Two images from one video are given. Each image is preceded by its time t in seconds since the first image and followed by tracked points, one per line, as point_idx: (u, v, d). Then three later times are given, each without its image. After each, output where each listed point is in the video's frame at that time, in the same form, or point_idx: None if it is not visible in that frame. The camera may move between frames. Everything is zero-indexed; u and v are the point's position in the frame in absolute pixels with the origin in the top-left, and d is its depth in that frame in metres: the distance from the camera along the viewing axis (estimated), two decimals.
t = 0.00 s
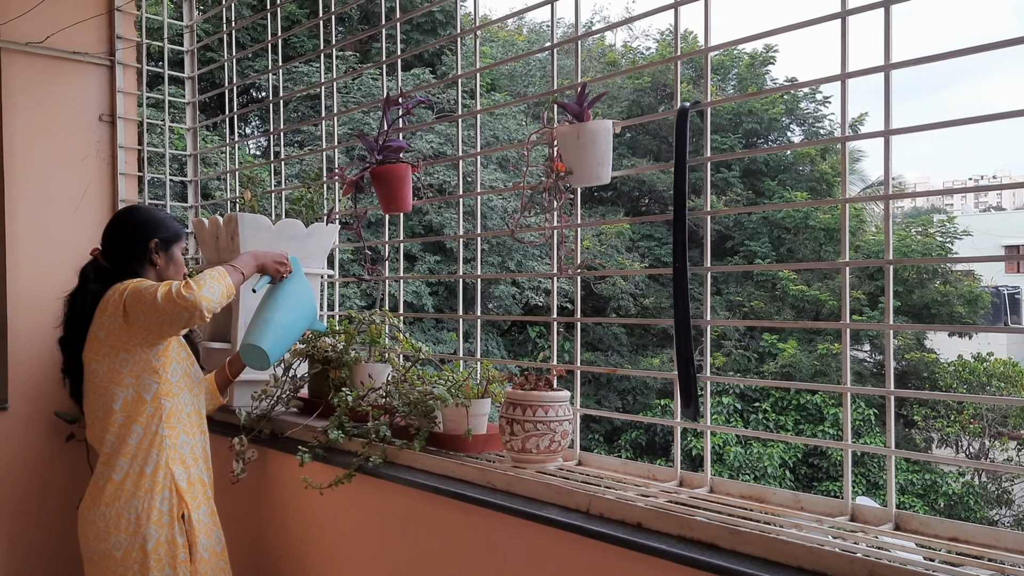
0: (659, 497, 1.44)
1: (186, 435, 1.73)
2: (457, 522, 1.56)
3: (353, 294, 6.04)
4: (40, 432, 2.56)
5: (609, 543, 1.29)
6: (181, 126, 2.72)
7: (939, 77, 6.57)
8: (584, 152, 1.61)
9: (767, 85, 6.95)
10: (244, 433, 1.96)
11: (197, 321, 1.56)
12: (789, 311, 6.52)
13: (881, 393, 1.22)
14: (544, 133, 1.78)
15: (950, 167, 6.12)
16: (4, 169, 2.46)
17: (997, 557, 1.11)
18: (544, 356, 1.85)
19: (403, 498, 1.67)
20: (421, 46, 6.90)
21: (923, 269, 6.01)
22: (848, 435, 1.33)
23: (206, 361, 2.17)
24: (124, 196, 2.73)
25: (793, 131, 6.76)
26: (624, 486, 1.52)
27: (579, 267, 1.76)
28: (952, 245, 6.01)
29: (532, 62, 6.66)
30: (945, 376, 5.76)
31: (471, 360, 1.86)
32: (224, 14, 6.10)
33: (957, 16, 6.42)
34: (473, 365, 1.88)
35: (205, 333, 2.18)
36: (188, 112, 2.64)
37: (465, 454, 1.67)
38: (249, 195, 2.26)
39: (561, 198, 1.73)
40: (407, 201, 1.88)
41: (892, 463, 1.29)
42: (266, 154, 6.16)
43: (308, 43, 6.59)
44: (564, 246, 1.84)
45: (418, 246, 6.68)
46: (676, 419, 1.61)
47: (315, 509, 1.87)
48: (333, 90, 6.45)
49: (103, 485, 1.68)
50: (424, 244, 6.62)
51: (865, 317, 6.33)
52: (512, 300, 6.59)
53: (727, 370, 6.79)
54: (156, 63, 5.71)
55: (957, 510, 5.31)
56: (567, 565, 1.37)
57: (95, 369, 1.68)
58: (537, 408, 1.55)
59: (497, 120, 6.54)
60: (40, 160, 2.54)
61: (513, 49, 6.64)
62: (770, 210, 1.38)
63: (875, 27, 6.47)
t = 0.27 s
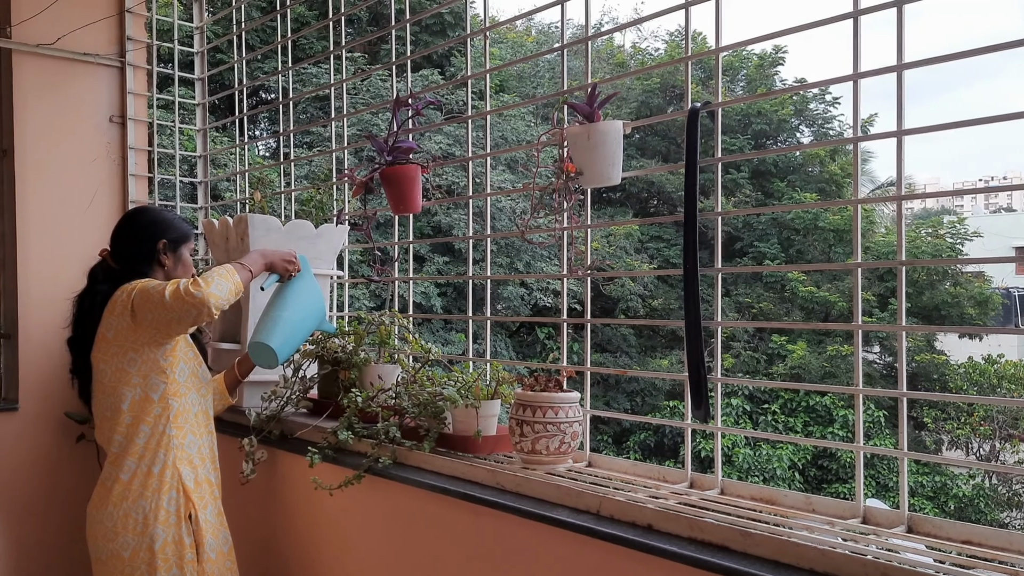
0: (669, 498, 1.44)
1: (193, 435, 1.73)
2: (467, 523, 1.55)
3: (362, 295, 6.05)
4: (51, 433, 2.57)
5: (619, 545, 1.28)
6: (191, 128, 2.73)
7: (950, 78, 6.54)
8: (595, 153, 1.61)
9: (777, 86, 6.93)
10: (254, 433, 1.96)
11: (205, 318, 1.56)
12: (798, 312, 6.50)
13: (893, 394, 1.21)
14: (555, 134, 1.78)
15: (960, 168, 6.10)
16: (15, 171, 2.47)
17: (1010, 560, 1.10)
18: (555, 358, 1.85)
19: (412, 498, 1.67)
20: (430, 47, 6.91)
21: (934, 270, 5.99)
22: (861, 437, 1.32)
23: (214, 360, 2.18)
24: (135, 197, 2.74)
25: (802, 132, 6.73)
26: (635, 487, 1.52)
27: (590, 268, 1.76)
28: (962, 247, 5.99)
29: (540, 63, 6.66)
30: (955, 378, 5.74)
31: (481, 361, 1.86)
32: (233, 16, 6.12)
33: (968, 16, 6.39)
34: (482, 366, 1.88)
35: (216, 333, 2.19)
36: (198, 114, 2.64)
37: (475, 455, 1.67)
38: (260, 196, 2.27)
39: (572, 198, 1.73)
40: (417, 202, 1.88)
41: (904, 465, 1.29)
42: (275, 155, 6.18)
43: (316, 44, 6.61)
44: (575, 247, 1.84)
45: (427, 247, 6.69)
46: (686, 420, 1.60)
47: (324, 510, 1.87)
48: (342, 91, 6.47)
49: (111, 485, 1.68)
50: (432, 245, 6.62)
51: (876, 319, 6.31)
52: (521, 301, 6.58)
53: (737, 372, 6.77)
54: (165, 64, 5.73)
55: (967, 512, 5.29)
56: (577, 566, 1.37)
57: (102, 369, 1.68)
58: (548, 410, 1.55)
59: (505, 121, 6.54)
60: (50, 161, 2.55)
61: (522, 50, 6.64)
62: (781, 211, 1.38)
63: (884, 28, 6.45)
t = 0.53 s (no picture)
0: (670, 500, 1.44)
1: (192, 439, 1.73)
2: (467, 525, 1.55)
3: (365, 296, 6.05)
4: (52, 434, 2.58)
5: (619, 547, 1.28)
6: (193, 128, 2.73)
7: (954, 79, 6.52)
8: (597, 154, 1.61)
9: (780, 87, 6.92)
10: (255, 434, 1.96)
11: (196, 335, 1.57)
12: (801, 314, 6.47)
13: (895, 396, 1.21)
14: (556, 135, 1.78)
15: (963, 169, 6.08)
16: (17, 172, 2.49)
17: (1011, 563, 1.10)
18: (556, 359, 1.84)
19: (412, 500, 1.67)
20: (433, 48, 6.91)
21: (937, 272, 5.97)
22: (862, 439, 1.32)
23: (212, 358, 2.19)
24: (137, 196, 2.75)
25: (806, 133, 6.74)
26: (635, 489, 1.52)
27: (591, 269, 1.75)
28: (966, 248, 5.97)
29: (543, 64, 6.66)
30: (958, 380, 5.72)
31: (482, 362, 1.86)
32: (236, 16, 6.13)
33: (972, 16, 6.37)
34: (483, 367, 1.88)
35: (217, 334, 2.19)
36: (200, 114, 2.65)
37: (476, 456, 1.67)
38: (261, 197, 2.27)
39: (573, 199, 1.73)
40: (418, 203, 1.88)
41: (905, 467, 1.28)
42: (278, 155, 6.19)
43: (320, 45, 6.62)
44: (576, 248, 1.84)
45: (430, 248, 6.68)
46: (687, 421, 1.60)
47: (325, 511, 1.87)
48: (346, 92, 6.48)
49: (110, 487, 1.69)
50: (435, 245, 6.62)
51: (879, 320, 6.29)
52: (524, 301, 6.57)
53: (739, 373, 6.76)
54: (169, 65, 5.74)
55: (971, 514, 5.27)
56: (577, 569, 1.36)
57: (100, 373, 1.69)
58: (548, 411, 1.55)
59: (508, 122, 6.54)
60: (52, 161, 2.56)
61: (525, 50, 6.64)
62: (784, 212, 1.37)
63: (888, 28, 6.43)
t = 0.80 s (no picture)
0: (667, 501, 1.43)
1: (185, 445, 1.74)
2: (463, 525, 1.55)
3: (364, 295, 6.05)
4: (51, 432, 2.59)
5: (615, 547, 1.28)
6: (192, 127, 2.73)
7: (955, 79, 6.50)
8: (595, 153, 1.60)
9: (781, 87, 6.90)
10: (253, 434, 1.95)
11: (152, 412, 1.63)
12: (800, 314, 6.45)
13: (892, 396, 1.20)
14: (555, 134, 1.78)
15: (964, 170, 6.06)
16: (16, 170, 2.49)
17: (1009, 564, 1.09)
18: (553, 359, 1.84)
19: (409, 499, 1.67)
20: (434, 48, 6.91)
21: (937, 273, 5.95)
22: (859, 439, 1.31)
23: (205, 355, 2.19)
24: (136, 196, 2.76)
25: (806, 134, 6.71)
26: (632, 489, 1.52)
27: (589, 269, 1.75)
28: (966, 249, 5.95)
29: (544, 63, 6.65)
30: (958, 381, 5.70)
31: (480, 361, 1.86)
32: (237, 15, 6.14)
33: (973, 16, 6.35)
34: (481, 367, 1.88)
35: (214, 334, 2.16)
36: (199, 113, 2.65)
37: (473, 456, 1.67)
38: (260, 196, 2.27)
39: (570, 199, 1.73)
40: (417, 202, 1.88)
41: (903, 468, 1.28)
42: (278, 154, 6.19)
43: (320, 44, 6.62)
44: (573, 248, 1.84)
45: (430, 247, 6.68)
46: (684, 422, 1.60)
47: (322, 510, 1.87)
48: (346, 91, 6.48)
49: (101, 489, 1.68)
50: (435, 245, 6.62)
51: (878, 321, 6.27)
52: (524, 301, 6.57)
53: (739, 373, 6.75)
54: (168, 63, 5.74)
55: (970, 515, 5.26)
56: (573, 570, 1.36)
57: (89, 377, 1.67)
58: (546, 411, 1.55)
59: (509, 121, 6.54)
60: (50, 159, 2.56)
61: (526, 50, 6.63)
62: (783, 212, 1.37)
63: (888, 29, 6.42)
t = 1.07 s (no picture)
0: (668, 501, 1.43)
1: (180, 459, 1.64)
2: (463, 525, 1.55)
3: (367, 294, 6.07)
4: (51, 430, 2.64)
5: (615, 548, 1.28)
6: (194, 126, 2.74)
7: (959, 79, 6.49)
8: (596, 153, 1.60)
9: (784, 87, 6.88)
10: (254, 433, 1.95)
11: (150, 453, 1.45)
12: (804, 314, 6.45)
13: (894, 397, 1.20)
14: (556, 134, 1.77)
15: (967, 170, 6.05)
16: (18, 169, 2.51)
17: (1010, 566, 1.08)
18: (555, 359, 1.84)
19: (409, 499, 1.67)
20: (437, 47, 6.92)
21: (940, 274, 5.93)
22: (860, 440, 1.31)
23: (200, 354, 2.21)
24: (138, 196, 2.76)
25: (810, 134, 6.70)
26: (633, 490, 1.51)
27: (591, 269, 1.75)
28: (969, 250, 5.93)
29: (547, 63, 6.65)
30: (961, 382, 5.68)
31: (481, 361, 1.86)
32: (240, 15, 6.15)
33: (976, 16, 6.33)
34: (482, 367, 1.88)
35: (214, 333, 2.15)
36: (202, 112, 2.65)
37: (473, 456, 1.67)
38: (262, 195, 2.27)
39: (571, 199, 1.72)
40: (418, 202, 1.88)
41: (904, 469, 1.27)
42: (281, 153, 6.20)
43: (323, 44, 6.63)
44: (574, 248, 1.84)
45: (432, 247, 6.69)
46: (685, 422, 1.60)
47: (323, 509, 1.87)
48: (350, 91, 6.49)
49: (88, 501, 1.59)
50: (438, 244, 6.63)
51: (881, 322, 6.26)
52: (526, 300, 6.57)
53: (742, 374, 6.74)
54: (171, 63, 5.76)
55: (973, 516, 5.25)
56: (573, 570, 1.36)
57: (79, 383, 1.55)
58: (546, 411, 1.55)
59: (512, 121, 6.54)
60: (52, 158, 2.57)
61: (529, 50, 6.63)
62: (785, 213, 1.36)
63: (892, 29, 6.40)
